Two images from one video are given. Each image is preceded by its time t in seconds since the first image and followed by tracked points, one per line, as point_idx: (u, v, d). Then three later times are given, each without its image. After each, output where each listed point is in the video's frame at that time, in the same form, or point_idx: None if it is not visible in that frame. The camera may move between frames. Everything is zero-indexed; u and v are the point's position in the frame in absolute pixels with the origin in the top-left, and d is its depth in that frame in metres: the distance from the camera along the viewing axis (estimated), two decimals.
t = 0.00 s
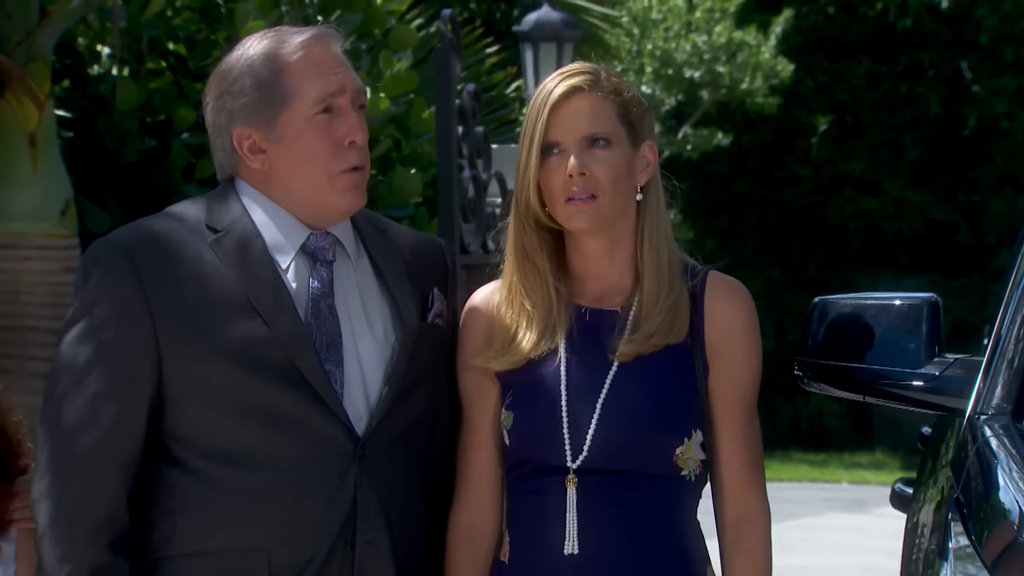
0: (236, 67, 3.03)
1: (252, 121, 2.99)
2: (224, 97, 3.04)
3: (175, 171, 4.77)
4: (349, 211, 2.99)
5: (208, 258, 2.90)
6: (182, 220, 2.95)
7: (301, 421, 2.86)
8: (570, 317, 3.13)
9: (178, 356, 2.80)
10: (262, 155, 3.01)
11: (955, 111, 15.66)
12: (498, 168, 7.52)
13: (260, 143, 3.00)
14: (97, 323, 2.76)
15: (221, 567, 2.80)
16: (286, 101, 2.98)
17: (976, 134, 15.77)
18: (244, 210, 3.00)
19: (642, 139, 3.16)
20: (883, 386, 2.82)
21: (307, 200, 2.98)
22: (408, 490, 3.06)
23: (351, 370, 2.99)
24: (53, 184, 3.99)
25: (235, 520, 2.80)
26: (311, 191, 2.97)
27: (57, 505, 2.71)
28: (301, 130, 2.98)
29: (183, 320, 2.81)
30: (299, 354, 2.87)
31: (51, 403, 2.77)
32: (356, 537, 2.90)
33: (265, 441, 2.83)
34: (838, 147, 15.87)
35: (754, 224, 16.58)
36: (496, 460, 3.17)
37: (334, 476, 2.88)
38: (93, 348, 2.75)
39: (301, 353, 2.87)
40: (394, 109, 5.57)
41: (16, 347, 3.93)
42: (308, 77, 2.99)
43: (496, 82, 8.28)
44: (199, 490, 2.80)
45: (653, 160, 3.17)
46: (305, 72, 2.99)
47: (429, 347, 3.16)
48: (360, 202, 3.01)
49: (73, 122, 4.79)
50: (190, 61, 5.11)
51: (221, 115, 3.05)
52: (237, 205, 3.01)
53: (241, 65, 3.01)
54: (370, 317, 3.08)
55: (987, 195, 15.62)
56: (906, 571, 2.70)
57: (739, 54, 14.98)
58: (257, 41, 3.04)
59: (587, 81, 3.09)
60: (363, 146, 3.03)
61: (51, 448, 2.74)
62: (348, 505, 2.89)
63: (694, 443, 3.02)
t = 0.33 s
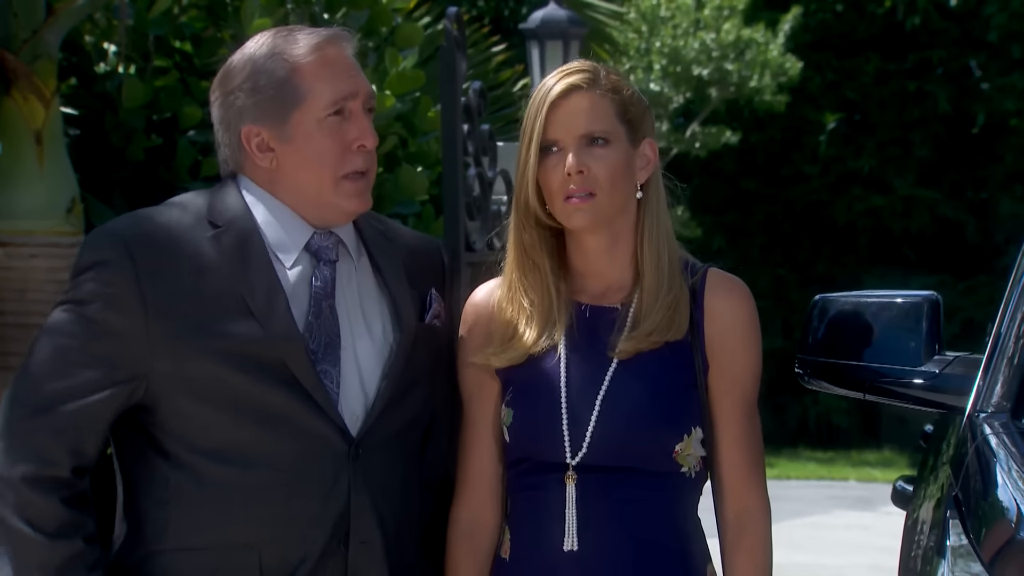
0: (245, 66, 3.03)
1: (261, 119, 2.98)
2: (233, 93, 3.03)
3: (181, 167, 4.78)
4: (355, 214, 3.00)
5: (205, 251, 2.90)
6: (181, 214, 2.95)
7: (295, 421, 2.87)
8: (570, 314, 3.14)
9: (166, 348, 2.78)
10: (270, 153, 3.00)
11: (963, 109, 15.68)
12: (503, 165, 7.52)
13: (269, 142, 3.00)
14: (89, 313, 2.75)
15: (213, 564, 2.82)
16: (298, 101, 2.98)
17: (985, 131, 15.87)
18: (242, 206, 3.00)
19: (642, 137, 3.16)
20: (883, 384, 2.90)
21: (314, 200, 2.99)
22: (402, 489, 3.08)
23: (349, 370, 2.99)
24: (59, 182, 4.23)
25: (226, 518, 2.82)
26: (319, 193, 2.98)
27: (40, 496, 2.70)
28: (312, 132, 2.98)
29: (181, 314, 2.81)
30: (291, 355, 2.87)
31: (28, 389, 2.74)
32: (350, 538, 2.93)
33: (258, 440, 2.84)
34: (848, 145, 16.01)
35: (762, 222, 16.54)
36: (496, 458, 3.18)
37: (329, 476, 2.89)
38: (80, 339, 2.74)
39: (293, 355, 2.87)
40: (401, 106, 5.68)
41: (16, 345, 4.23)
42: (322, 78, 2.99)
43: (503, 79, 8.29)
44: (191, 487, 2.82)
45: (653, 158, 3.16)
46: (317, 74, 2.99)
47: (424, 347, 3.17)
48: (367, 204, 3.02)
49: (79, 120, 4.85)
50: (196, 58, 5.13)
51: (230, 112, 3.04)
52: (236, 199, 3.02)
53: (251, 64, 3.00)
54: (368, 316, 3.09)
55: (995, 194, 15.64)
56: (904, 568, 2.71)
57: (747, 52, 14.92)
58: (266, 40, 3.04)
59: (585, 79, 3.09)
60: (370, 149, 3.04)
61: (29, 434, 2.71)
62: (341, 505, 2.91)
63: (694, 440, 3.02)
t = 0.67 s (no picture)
0: (241, 65, 3.05)
1: (258, 118, 3.01)
2: (231, 93, 3.05)
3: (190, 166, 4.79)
4: (353, 210, 3.01)
5: (204, 247, 2.91)
6: (182, 208, 2.97)
7: (290, 420, 2.88)
8: (572, 312, 3.14)
9: (159, 343, 2.80)
10: (268, 152, 3.02)
11: (974, 108, 15.71)
12: (510, 164, 7.51)
13: (267, 140, 3.02)
14: (83, 306, 2.76)
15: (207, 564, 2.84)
16: (295, 99, 3.00)
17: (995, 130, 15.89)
18: (242, 204, 3.01)
19: (644, 136, 3.16)
20: (884, 382, 2.92)
21: (311, 196, 3.00)
22: (402, 488, 3.09)
23: (346, 369, 3.00)
24: (67, 182, 4.31)
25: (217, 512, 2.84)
26: (315, 189, 2.99)
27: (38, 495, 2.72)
28: (309, 129, 2.99)
29: (180, 310, 2.83)
30: (279, 357, 2.87)
31: (14, 377, 2.74)
32: (344, 536, 2.93)
33: (251, 436, 2.86)
34: (858, 144, 16.03)
35: (773, 221, 16.56)
36: (499, 455, 3.19)
37: (326, 474, 2.90)
38: (73, 331, 2.75)
39: (282, 356, 2.87)
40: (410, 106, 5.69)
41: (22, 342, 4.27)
42: (318, 75, 3.01)
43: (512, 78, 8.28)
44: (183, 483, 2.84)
45: (656, 157, 3.16)
46: (313, 71, 3.01)
47: (424, 345, 3.17)
48: (365, 201, 3.03)
49: (87, 118, 4.90)
50: (206, 58, 5.14)
51: (227, 111, 3.06)
52: (236, 197, 3.03)
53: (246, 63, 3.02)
54: (367, 315, 3.10)
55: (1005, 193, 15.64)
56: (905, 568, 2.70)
57: (759, 51, 14.97)
58: (263, 38, 3.06)
59: (587, 78, 3.09)
60: (368, 145, 3.05)
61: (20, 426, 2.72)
62: (336, 503, 2.92)
63: (695, 438, 3.02)
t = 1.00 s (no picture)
0: (240, 67, 3.06)
1: (259, 120, 3.02)
2: (230, 95, 3.06)
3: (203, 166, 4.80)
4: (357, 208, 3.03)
5: (206, 244, 2.94)
6: (182, 203, 2.99)
7: (292, 419, 2.89)
8: (579, 312, 3.14)
9: (150, 337, 2.82)
10: (270, 153, 3.03)
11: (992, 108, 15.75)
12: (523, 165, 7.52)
13: (268, 142, 3.03)
14: (79, 288, 2.75)
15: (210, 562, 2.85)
16: (297, 101, 3.00)
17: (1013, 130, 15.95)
18: (245, 205, 3.03)
19: (652, 137, 3.16)
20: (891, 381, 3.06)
21: (314, 196, 3.01)
22: (405, 487, 3.09)
23: (345, 368, 3.01)
24: (83, 183, 4.35)
25: (221, 506, 2.86)
26: (319, 189, 3.00)
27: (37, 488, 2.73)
28: (310, 130, 3.00)
29: (179, 307, 2.86)
30: (268, 357, 2.87)
31: None
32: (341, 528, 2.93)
33: (245, 426, 2.88)
34: (874, 145, 16.03)
35: (790, 221, 16.54)
36: (506, 455, 3.19)
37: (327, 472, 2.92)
38: (66, 309, 2.73)
39: (268, 356, 2.87)
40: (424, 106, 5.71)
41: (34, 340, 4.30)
42: (318, 76, 3.02)
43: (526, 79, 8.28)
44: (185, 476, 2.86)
45: (664, 158, 3.16)
46: (314, 72, 3.01)
47: (426, 345, 3.17)
48: (367, 199, 3.04)
49: (103, 119, 4.92)
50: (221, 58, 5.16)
51: (227, 113, 3.08)
52: (238, 197, 3.04)
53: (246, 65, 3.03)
54: (368, 313, 3.11)
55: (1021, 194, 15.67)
56: (911, 568, 2.70)
57: (775, 51, 14.93)
58: (264, 39, 3.06)
59: (594, 79, 3.09)
60: (370, 145, 3.06)
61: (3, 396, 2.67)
62: (336, 498, 2.93)
63: (703, 438, 3.03)
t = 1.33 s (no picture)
0: (249, 68, 3.06)
1: (267, 120, 3.02)
2: (238, 97, 3.06)
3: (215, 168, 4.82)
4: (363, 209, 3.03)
5: (212, 251, 2.93)
6: (191, 217, 2.98)
7: (297, 420, 2.90)
8: (583, 312, 3.14)
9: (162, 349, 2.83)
10: (276, 154, 3.03)
11: (1007, 108, 16.20)
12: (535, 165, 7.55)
13: (275, 142, 3.03)
14: (89, 313, 2.77)
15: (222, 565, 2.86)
16: (304, 103, 3.01)
17: None
18: (246, 209, 3.03)
19: (656, 137, 3.16)
20: (897, 382, 3.10)
21: (320, 197, 3.01)
22: (408, 487, 3.10)
23: (352, 368, 3.02)
24: (94, 184, 4.36)
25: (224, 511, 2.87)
26: (326, 190, 3.00)
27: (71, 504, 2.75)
28: (317, 132, 3.01)
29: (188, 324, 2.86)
30: (289, 358, 2.89)
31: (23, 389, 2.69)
32: (351, 532, 2.94)
33: (260, 436, 2.88)
34: (889, 144, 16.47)
35: (805, 222, 16.91)
36: (511, 457, 3.20)
37: (331, 474, 2.93)
38: (78, 335, 2.75)
39: (290, 355, 2.89)
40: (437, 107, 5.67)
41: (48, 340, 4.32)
42: (326, 78, 3.02)
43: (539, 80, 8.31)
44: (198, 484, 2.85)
45: (668, 158, 3.16)
46: (323, 74, 3.02)
47: (430, 346, 3.18)
48: (374, 200, 3.04)
49: (117, 120, 4.93)
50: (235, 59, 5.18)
51: (235, 114, 3.08)
52: (240, 201, 3.04)
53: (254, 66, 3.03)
54: (372, 314, 3.11)
55: None
56: (915, 566, 2.67)
57: (790, 51, 15.23)
58: (272, 41, 3.07)
59: (599, 80, 3.09)
60: (377, 146, 3.06)
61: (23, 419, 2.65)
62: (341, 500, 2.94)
63: (707, 438, 3.03)
